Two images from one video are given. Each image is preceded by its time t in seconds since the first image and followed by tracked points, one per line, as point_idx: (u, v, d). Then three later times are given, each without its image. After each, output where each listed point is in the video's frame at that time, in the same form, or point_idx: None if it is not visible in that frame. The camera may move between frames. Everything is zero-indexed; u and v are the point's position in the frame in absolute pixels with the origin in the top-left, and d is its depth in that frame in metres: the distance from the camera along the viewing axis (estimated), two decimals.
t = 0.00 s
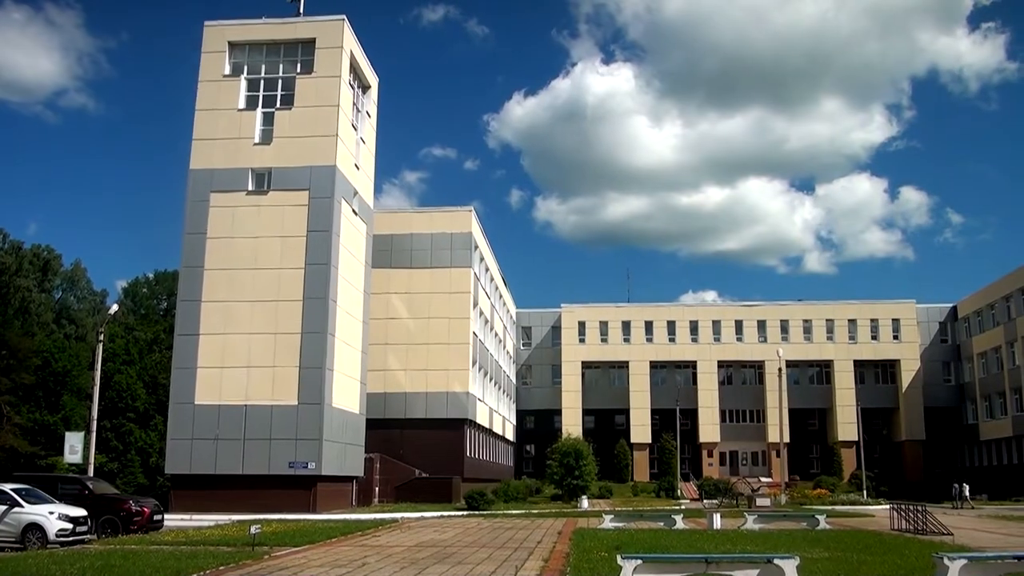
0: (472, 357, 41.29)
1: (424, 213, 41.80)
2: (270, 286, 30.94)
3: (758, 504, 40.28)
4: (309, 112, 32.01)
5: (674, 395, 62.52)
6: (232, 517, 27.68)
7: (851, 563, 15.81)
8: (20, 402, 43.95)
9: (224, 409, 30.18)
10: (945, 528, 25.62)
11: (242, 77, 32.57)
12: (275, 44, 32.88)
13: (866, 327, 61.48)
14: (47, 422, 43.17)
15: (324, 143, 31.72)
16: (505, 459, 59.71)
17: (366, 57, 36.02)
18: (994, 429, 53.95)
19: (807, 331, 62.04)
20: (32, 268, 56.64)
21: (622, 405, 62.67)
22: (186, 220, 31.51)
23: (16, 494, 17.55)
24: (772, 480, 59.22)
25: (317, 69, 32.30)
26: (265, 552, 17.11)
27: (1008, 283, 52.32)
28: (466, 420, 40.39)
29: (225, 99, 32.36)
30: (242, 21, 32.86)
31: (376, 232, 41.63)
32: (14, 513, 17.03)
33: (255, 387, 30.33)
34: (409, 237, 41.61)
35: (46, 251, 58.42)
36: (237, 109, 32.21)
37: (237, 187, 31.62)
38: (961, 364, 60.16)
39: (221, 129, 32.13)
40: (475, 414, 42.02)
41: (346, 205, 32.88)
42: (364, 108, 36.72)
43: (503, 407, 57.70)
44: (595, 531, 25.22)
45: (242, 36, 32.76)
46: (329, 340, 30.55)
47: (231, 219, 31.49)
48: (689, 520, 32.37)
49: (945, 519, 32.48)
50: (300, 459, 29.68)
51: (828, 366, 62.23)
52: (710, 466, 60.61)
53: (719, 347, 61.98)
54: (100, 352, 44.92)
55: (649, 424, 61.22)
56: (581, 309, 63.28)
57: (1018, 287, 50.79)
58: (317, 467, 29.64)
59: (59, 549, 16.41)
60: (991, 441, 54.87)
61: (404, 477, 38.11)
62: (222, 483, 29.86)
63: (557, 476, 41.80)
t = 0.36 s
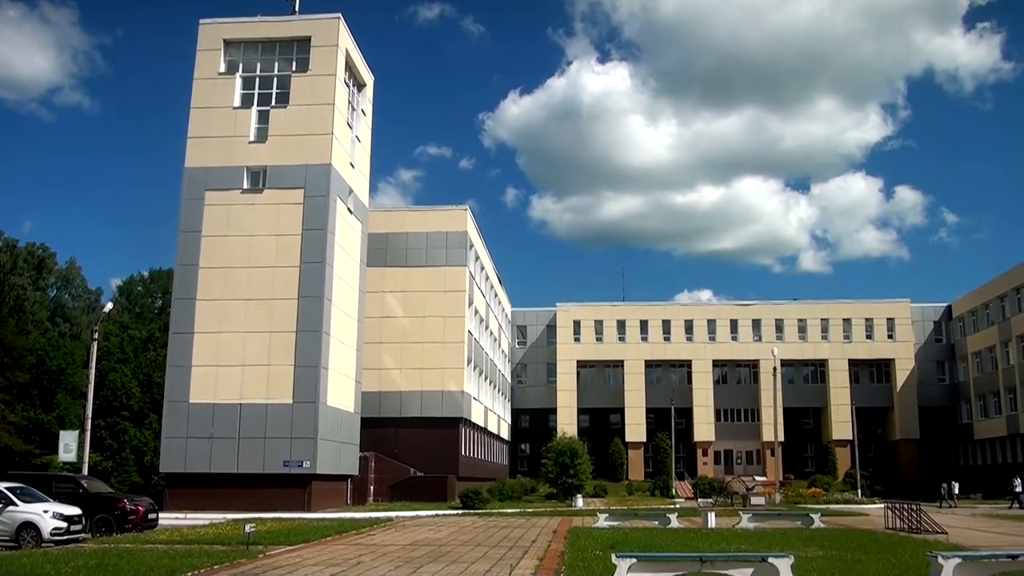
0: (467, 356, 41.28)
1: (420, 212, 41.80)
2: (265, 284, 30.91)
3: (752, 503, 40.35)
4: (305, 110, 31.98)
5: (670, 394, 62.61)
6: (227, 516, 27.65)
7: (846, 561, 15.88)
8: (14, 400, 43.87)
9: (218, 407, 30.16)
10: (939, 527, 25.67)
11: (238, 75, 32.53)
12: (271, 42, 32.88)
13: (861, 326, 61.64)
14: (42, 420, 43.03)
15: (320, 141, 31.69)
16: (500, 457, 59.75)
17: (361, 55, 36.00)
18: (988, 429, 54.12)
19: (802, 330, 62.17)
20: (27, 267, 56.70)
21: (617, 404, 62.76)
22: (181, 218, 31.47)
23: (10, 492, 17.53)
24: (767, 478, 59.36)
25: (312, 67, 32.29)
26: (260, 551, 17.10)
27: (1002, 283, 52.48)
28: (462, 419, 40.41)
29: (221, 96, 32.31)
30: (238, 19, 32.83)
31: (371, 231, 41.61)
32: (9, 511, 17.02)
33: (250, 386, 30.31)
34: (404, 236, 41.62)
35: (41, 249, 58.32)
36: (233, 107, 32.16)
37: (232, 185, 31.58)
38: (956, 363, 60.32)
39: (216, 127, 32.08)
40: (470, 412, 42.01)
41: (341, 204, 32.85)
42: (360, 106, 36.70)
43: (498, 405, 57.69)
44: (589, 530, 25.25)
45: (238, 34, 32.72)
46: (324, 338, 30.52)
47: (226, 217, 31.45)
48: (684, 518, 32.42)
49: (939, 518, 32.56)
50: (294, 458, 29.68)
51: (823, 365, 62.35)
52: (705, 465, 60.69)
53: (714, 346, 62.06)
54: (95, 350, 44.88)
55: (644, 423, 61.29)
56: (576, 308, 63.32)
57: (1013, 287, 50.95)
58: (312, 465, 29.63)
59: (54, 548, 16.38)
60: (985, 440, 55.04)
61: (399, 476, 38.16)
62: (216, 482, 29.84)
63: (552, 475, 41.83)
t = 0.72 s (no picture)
0: (455, 354, 41.31)
1: (408, 209, 41.78)
2: (252, 281, 30.85)
3: (738, 501, 40.57)
4: (292, 107, 31.92)
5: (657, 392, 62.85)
6: (213, 514, 27.62)
7: (832, 559, 16.01)
8: None
9: (205, 405, 30.09)
10: (925, 525, 25.90)
11: (226, 71, 32.43)
12: (259, 38, 32.80)
13: (848, 326, 62.00)
14: (28, 417, 42.73)
15: (308, 138, 31.64)
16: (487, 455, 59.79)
17: (350, 52, 35.93)
18: (974, 427, 54.55)
19: (789, 329, 62.46)
20: (13, 263, 57.07)
21: (604, 402, 62.93)
22: (168, 214, 31.36)
23: None
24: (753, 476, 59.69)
25: (301, 64, 32.22)
26: (246, 549, 17.10)
27: (989, 282, 52.90)
28: (449, 417, 40.46)
29: (208, 93, 32.21)
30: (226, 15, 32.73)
31: (359, 228, 41.58)
32: None
33: (237, 383, 30.25)
34: (392, 234, 41.60)
35: (27, 245, 58.44)
36: (220, 103, 32.06)
37: (220, 181, 31.50)
38: (942, 362, 60.76)
39: (204, 123, 31.98)
40: (457, 410, 42.05)
41: (329, 200, 32.81)
42: (348, 103, 36.66)
43: (485, 403, 57.71)
44: (576, 527, 25.37)
45: (226, 30, 32.63)
46: (311, 335, 30.50)
47: (213, 213, 31.36)
48: (671, 516, 32.56)
49: (925, 516, 32.80)
50: (281, 455, 29.66)
51: (810, 364, 62.69)
52: (692, 463, 60.91)
53: (701, 344, 62.29)
54: (82, 347, 44.66)
55: (630, 421, 61.47)
56: (564, 306, 63.42)
57: (999, 287, 51.38)
58: (298, 463, 29.64)
59: (39, 545, 16.34)
60: (971, 439, 55.50)
61: (386, 474, 38.33)
62: (203, 479, 29.80)
63: (539, 473, 41.94)
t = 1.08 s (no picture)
0: (431, 351, 41.30)
1: (385, 206, 41.67)
2: (228, 276, 30.68)
3: (712, 499, 40.90)
4: (269, 101, 31.77)
5: (632, 390, 63.21)
6: (186, 510, 27.47)
7: (804, 556, 16.22)
8: None
9: (179, 400, 29.91)
10: (897, 522, 26.27)
11: (202, 64, 32.20)
12: (236, 31, 32.57)
13: (822, 325, 62.65)
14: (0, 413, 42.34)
15: (285, 133, 31.50)
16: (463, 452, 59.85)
17: (327, 46, 35.81)
18: (947, 426, 55.33)
19: (764, 327, 63.00)
20: None
21: (580, 400, 63.18)
22: (143, 208, 31.11)
23: None
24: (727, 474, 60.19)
25: (278, 58, 32.06)
26: (220, 546, 17.04)
27: (963, 283, 53.64)
28: (424, 414, 40.45)
29: (184, 86, 31.97)
30: (203, 7, 32.49)
31: (335, 224, 41.44)
32: None
33: (211, 379, 30.08)
34: (369, 230, 41.51)
35: None
36: (196, 97, 31.84)
37: (196, 175, 31.30)
38: (915, 362, 61.55)
39: (180, 117, 31.75)
40: (433, 406, 42.05)
41: (305, 196, 32.68)
42: (326, 98, 36.52)
43: (461, 400, 57.72)
44: (551, 524, 25.49)
45: (203, 23, 32.40)
46: (286, 331, 30.40)
47: (188, 208, 31.15)
48: (646, 513, 32.78)
49: (897, 513, 33.23)
50: (255, 452, 29.56)
51: (784, 363, 63.28)
52: (666, 461, 61.32)
53: (676, 343, 62.69)
54: (54, 342, 44.02)
55: (605, 419, 61.75)
56: (541, 304, 63.56)
57: (973, 287, 52.12)
58: (272, 460, 29.56)
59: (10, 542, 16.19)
60: (943, 437, 56.28)
61: (360, 471, 38.41)
62: (176, 476, 29.64)
63: (515, 471, 42.06)
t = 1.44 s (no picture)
0: (406, 349, 41.25)
1: (361, 203, 41.51)
2: (202, 272, 30.46)
3: (686, 497, 41.19)
4: (245, 95, 31.58)
5: (607, 388, 63.46)
6: (159, 508, 27.28)
7: (777, 553, 16.41)
8: None
9: (152, 397, 29.68)
10: (869, 520, 26.60)
11: (178, 58, 31.95)
12: (212, 25, 32.35)
13: (796, 324, 63.25)
14: None
15: (261, 128, 31.33)
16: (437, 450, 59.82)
17: (304, 42, 35.63)
18: (919, 425, 56.06)
19: (738, 327, 63.48)
20: None
21: (555, 398, 63.37)
22: (117, 203, 30.82)
23: None
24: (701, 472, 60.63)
25: (254, 52, 31.87)
26: (193, 544, 16.94)
27: (935, 284, 54.38)
28: (399, 412, 40.39)
29: (160, 80, 31.70)
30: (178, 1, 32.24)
31: (311, 220, 41.26)
32: None
33: (184, 375, 29.87)
34: (344, 227, 41.37)
35: None
36: (172, 91, 31.58)
37: (170, 170, 31.05)
38: (888, 361, 62.28)
39: (155, 111, 31.48)
40: (407, 404, 42.01)
41: (281, 191, 32.51)
42: (302, 93, 36.35)
43: (436, 398, 57.69)
44: (525, 522, 25.59)
45: (179, 16, 32.15)
46: (261, 328, 30.24)
47: (162, 203, 30.90)
48: (619, 511, 32.99)
49: (870, 511, 33.66)
50: (228, 449, 29.39)
51: (758, 362, 63.80)
52: (641, 459, 61.65)
53: (651, 341, 63.04)
54: (26, 337, 43.42)
55: (580, 417, 61.97)
56: (517, 302, 63.65)
57: (946, 288, 52.84)
58: (246, 457, 29.41)
59: None
60: (916, 436, 57.03)
61: (334, 469, 38.23)
62: (149, 473, 29.41)
63: (489, 469, 42.12)
